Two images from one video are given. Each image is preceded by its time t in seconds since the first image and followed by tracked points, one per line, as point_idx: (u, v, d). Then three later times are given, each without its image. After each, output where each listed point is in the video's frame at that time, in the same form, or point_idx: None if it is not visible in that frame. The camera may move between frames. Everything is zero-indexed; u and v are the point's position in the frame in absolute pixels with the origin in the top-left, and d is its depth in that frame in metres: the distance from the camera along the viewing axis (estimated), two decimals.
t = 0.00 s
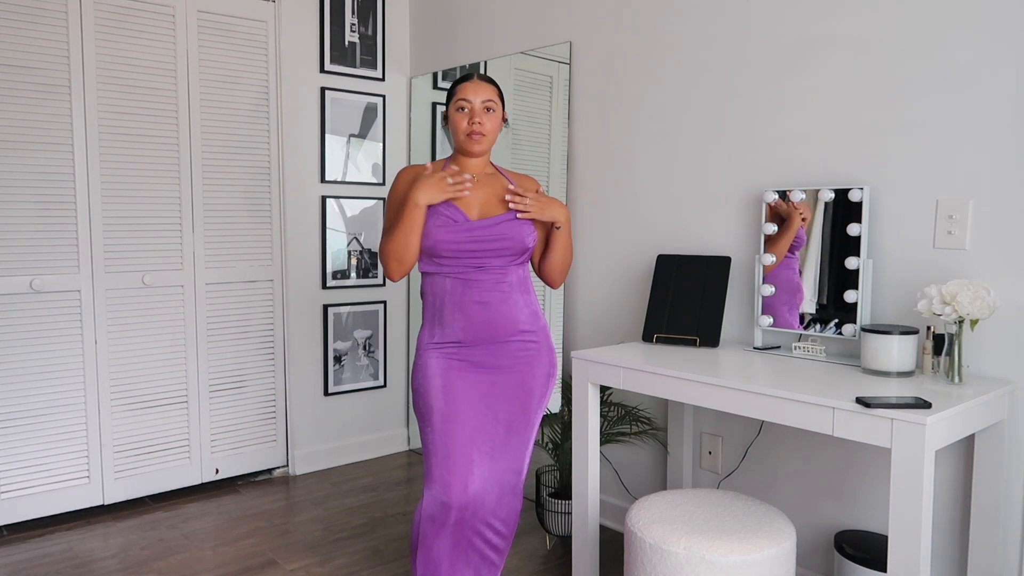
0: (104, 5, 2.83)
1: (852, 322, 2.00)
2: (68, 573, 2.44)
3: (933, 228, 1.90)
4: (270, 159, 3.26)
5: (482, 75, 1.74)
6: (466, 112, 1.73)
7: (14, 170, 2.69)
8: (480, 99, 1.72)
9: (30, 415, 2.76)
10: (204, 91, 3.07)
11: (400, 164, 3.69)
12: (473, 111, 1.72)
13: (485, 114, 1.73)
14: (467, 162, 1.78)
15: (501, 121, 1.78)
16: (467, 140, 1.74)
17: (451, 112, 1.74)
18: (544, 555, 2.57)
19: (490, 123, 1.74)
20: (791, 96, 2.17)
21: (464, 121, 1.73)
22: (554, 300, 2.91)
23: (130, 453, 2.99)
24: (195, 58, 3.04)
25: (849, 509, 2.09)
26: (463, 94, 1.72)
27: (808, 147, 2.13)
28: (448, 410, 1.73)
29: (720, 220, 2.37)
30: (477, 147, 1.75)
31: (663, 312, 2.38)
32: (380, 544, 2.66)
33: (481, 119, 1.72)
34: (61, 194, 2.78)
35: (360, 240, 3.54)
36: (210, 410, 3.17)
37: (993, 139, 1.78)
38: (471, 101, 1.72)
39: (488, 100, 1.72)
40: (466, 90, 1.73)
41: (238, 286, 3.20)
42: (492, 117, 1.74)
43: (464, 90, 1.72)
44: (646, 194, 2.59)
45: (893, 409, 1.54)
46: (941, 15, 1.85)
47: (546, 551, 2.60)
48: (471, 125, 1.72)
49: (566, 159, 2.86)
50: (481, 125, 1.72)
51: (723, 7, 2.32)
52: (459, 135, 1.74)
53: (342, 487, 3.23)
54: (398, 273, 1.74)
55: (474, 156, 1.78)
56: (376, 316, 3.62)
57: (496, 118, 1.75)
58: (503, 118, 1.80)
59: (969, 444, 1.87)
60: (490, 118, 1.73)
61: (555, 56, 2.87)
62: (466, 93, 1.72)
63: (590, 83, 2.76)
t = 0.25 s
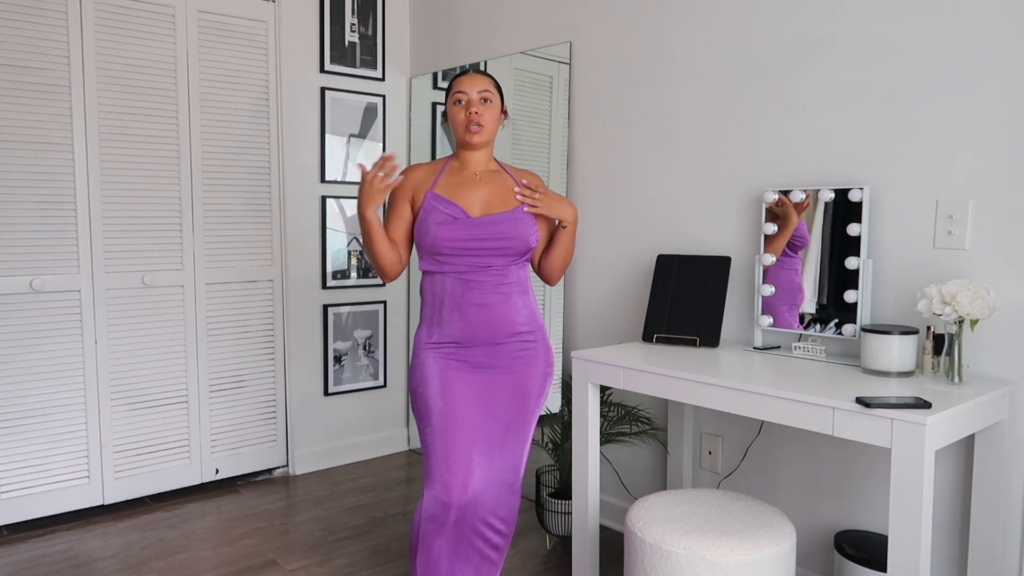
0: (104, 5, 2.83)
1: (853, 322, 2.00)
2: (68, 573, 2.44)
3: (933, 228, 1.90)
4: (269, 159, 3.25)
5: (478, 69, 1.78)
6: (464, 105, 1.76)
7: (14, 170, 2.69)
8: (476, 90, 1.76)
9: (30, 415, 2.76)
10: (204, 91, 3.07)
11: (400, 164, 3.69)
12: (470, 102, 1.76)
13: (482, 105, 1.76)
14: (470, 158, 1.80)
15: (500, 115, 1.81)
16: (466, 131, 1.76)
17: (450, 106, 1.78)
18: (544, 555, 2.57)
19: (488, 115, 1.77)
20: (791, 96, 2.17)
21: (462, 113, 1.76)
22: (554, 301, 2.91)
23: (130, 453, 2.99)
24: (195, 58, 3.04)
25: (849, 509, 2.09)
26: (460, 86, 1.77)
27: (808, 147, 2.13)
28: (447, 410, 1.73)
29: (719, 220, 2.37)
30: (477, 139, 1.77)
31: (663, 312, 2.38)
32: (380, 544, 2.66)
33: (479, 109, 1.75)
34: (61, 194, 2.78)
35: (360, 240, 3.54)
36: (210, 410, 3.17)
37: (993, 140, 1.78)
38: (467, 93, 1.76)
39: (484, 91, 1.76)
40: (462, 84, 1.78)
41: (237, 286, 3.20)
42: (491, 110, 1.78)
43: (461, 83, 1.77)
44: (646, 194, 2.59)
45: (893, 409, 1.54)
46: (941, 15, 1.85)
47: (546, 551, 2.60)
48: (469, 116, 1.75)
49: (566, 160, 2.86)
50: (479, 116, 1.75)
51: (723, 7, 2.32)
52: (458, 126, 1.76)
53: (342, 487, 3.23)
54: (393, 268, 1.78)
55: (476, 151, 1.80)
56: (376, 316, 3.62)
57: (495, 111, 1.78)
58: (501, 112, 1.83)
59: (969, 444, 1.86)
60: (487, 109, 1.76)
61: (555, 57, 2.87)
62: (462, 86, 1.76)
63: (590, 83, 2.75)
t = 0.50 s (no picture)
0: (104, 5, 2.83)
1: (852, 322, 2.00)
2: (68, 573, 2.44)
3: (933, 228, 1.90)
4: (270, 159, 3.25)
5: (479, 69, 1.79)
6: (463, 104, 1.77)
7: (14, 170, 2.69)
8: (475, 90, 1.76)
9: (30, 415, 2.76)
10: (204, 91, 3.07)
11: (400, 164, 3.69)
12: (469, 102, 1.76)
13: (480, 105, 1.77)
14: (468, 158, 1.81)
15: (499, 114, 1.81)
16: (464, 131, 1.77)
17: (450, 105, 1.79)
18: (544, 555, 2.57)
19: (486, 114, 1.77)
20: (790, 96, 2.17)
21: (460, 112, 1.77)
22: (554, 301, 2.91)
23: (129, 453, 2.99)
24: (195, 58, 3.04)
25: (849, 509, 2.09)
26: (459, 85, 1.78)
27: (808, 147, 2.13)
28: (440, 410, 1.74)
29: (719, 220, 2.37)
30: (476, 139, 1.78)
31: (663, 312, 2.38)
32: (380, 544, 2.66)
33: (477, 109, 1.76)
34: (61, 194, 2.78)
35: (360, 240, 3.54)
36: (210, 410, 3.17)
37: (993, 140, 1.78)
38: (466, 92, 1.77)
39: (483, 90, 1.77)
40: (462, 83, 1.78)
41: (237, 286, 3.20)
42: (490, 109, 1.78)
43: (460, 82, 1.78)
44: (646, 194, 2.59)
45: (894, 409, 1.54)
46: (940, 15, 1.85)
47: (546, 551, 2.60)
48: (467, 116, 1.76)
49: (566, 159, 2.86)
50: (477, 115, 1.76)
51: (723, 7, 2.32)
52: (456, 125, 1.77)
53: (342, 487, 3.23)
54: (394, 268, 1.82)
55: (474, 151, 1.81)
56: (376, 316, 3.62)
57: (494, 110, 1.79)
58: (502, 113, 1.83)
59: (969, 444, 1.87)
60: (485, 107, 1.76)
61: (555, 57, 2.87)
62: (462, 85, 1.77)
63: (589, 83, 2.76)
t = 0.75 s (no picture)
0: (104, 5, 2.83)
1: (852, 322, 2.00)
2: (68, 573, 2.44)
3: (933, 228, 1.90)
4: (270, 159, 3.25)
5: (481, 71, 1.79)
6: (462, 106, 1.77)
7: (14, 170, 2.69)
8: (476, 91, 1.77)
9: (30, 415, 2.76)
10: (204, 91, 3.07)
11: (400, 164, 3.68)
12: (468, 103, 1.77)
13: (480, 107, 1.77)
14: (467, 159, 1.82)
15: (499, 116, 1.81)
16: (463, 132, 1.78)
17: (450, 106, 1.80)
18: (544, 555, 2.57)
19: (485, 116, 1.77)
20: (790, 96, 2.17)
21: (460, 113, 1.78)
22: (554, 301, 2.91)
23: (129, 453, 2.99)
24: (195, 58, 3.04)
25: (849, 508, 2.09)
26: (461, 86, 1.78)
27: (808, 146, 2.14)
28: (436, 410, 1.74)
29: (719, 220, 2.37)
30: (474, 140, 1.78)
31: (663, 312, 2.38)
32: (380, 544, 2.66)
33: (477, 110, 1.76)
34: (61, 194, 2.78)
35: (360, 240, 3.54)
36: (210, 410, 3.17)
37: (993, 140, 1.78)
38: (467, 93, 1.77)
39: (483, 92, 1.77)
40: (463, 84, 1.79)
41: (237, 286, 3.20)
42: (490, 111, 1.79)
43: (461, 83, 1.79)
44: (646, 194, 2.59)
45: (893, 408, 1.54)
46: (940, 15, 1.86)
47: (546, 551, 2.60)
48: (466, 117, 1.77)
49: (566, 160, 2.86)
50: (476, 117, 1.77)
51: (723, 7, 2.32)
52: (455, 126, 1.78)
53: (342, 487, 3.23)
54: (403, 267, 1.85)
55: (472, 153, 1.81)
56: (376, 316, 3.62)
57: (493, 112, 1.79)
58: (503, 115, 1.84)
59: (969, 444, 1.87)
60: (485, 109, 1.77)
61: (555, 57, 2.87)
62: (462, 86, 1.78)
63: (589, 83, 2.76)
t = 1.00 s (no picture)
0: (104, 5, 2.83)
1: (852, 322, 2.00)
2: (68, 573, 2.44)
3: (933, 228, 1.90)
4: (270, 159, 3.26)
5: (482, 70, 1.77)
6: (464, 107, 1.76)
7: (14, 170, 2.69)
8: (478, 92, 1.75)
9: (31, 415, 2.76)
10: (204, 91, 3.07)
11: (400, 164, 3.68)
12: (471, 104, 1.75)
13: (482, 108, 1.76)
14: (469, 159, 1.81)
15: (501, 116, 1.80)
16: (466, 134, 1.77)
17: (451, 106, 1.78)
18: (544, 555, 2.57)
19: (487, 118, 1.76)
20: (790, 96, 2.17)
21: (462, 114, 1.76)
22: (554, 301, 2.91)
23: (129, 453, 2.99)
24: (195, 58, 3.04)
25: (849, 508, 2.09)
26: (462, 87, 1.76)
27: (808, 146, 2.14)
28: (439, 410, 1.74)
29: (719, 220, 2.37)
30: (477, 141, 1.77)
31: (663, 312, 2.38)
32: (380, 544, 2.66)
33: (479, 112, 1.75)
34: (61, 194, 2.78)
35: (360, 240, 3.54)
36: (210, 410, 3.17)
37: (992, 140, 1.79)
38: (469, 94, 1.75)
39: (485, 93, 1.75)
40: (464, 84, 1.77)
41: (237, 286, 3.20)
42: (491, 112, 1.77)
43: (462, 84, 1.76)
44: (646, 194, 2.59)
45: (894, 408, 1.54)
46: (940, 15, 1.86)
47: (546, 551, 2.60)
48: (469, 118, 1.75)
49: (566, 160, 2.86)
50: (479, 119, 1.75)
51: (723, 7, 2.32)
52: (457, 128, 1.76)
53: (342, 487, 3.23)
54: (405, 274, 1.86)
55: (475, 153, 1.80)
56: (376, 316, 3.62)
57: (495, 113, 1.78)
58: (503, 114, 1.82)
59: (969, 444, 1.87)
60: (487, 110, 1.75)
61: (555, 57, 2.87)
62: (463, 87, 1.76)
63: (589, 83, 2.76)
